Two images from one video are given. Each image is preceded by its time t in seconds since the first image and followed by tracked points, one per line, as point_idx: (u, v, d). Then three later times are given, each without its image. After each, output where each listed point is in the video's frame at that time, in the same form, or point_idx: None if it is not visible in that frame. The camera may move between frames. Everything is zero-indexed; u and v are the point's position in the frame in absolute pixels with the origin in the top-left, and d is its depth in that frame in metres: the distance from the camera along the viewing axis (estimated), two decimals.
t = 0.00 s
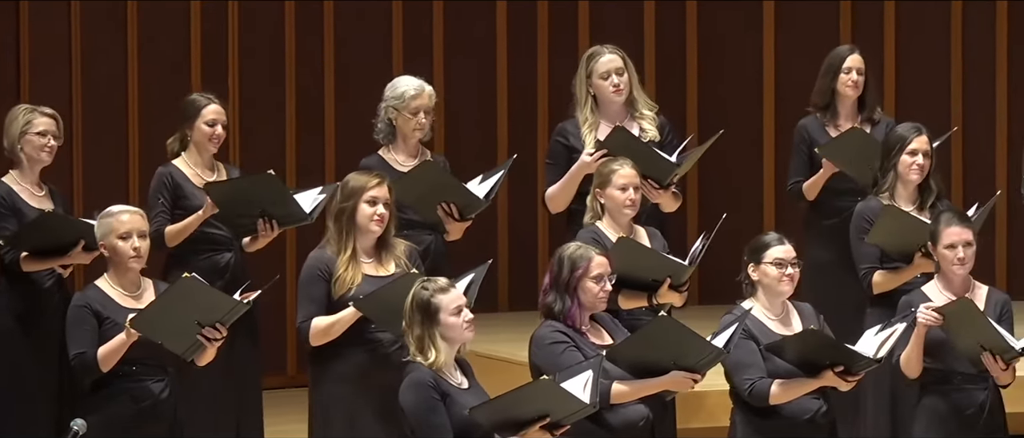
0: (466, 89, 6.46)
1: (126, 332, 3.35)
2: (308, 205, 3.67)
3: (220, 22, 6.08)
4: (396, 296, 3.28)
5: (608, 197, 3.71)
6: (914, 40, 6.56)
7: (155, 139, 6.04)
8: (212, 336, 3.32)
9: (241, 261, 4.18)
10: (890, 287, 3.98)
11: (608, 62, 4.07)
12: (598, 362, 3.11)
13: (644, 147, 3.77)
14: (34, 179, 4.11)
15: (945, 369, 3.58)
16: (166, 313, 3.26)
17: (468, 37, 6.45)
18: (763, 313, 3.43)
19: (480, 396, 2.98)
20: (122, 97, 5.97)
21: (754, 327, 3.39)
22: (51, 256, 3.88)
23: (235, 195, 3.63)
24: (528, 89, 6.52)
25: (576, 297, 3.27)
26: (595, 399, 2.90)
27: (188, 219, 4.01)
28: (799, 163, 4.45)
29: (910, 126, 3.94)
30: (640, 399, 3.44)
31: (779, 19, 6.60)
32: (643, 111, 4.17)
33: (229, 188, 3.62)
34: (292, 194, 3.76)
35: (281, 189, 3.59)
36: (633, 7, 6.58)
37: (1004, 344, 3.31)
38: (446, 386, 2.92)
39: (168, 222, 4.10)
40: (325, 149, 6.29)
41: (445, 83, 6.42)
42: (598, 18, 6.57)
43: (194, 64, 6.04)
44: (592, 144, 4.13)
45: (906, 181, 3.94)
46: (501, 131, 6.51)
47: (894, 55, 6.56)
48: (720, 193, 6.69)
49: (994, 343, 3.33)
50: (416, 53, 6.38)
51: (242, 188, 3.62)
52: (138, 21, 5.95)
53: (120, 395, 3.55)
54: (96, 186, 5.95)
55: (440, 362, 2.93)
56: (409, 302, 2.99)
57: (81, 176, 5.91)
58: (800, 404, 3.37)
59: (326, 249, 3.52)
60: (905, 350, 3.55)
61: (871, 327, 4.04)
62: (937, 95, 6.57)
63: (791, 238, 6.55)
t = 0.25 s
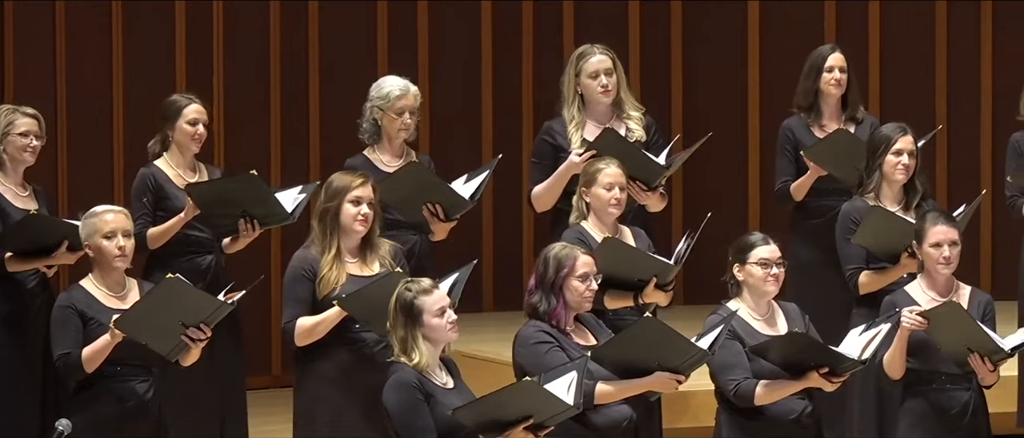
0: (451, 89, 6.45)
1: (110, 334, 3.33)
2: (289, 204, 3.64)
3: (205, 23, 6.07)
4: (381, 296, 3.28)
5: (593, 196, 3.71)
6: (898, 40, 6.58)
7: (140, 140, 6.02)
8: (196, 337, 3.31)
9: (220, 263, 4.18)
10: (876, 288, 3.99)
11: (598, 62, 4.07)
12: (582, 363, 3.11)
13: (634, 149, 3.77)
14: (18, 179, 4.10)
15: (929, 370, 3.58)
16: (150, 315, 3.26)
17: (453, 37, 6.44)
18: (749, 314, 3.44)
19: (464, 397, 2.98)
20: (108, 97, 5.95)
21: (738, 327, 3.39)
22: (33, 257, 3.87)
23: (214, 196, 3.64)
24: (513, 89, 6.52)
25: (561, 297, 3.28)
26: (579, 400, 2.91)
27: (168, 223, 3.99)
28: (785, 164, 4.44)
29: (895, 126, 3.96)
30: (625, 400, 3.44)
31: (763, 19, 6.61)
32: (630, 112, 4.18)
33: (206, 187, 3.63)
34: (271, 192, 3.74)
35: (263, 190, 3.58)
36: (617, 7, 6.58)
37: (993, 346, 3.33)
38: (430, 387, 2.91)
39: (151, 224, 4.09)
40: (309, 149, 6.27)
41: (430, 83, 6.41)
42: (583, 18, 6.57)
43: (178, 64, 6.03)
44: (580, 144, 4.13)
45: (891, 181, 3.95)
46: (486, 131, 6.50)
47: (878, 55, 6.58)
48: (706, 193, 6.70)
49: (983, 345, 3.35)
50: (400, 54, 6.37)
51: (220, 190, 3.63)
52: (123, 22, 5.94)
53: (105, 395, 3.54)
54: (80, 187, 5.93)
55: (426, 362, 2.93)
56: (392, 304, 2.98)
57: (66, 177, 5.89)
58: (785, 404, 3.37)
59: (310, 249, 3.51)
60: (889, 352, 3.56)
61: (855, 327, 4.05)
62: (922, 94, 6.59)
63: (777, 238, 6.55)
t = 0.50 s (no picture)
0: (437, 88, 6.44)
1: (94, 335, 3.32)
2: (272, 204, 3.65)
3: (189, 23, 6.05)
4: (365, 296, 3.28)
5: (577, 195, 3.71)
6: (883, 40, 6.59)
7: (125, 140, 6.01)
8: (180, 337, 3.31)
9: (204, 264, 4.18)
10: (861, 288, 3.99)
11: (587, 62, 4.07)
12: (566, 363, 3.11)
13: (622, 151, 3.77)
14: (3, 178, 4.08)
15: (912, 369, 3.59)
16: (135, 316, 3.25)
17: (438, 38, 6.44)
18: (733, 314, 3.44)
19: (449, 396, 2.97)
20: (92, 97, 5.94)
21: (722, 327, 3.40)
22: (19, 255, 3.83)
23: (196, 199, 3.64)
24: (497, 89, 6.52)
25: (547, 296, 3.27)
26: (561, 401, 2.90)
27: (151, 225, 3.97)
28: (771, 164, 4.44)
29: (880, 126, 3.96)
30: (608, 402, 3.44)
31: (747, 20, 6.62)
32: (617, 113, 4.17)
33: (188, 192, 3.64)
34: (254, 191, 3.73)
35: (246, 190, 3.57)
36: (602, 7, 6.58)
37: (980, 346, 3.34)
38: (413, 386, 2.91)
39: (134, 225, 4.07)
40: (294, 149, 6.26)
41: (415, 83, 6.40)
42: (567, 18, 6.57)
43: (163, 64, 6.02)
44: (567, 143, 4.12)
45: (876, 181, 3.96)
46: (471, 131, 6.49)
47: (863, 55, 6.59)
48: (691, 193, 6.70)
49: (970, 345, 3.37)
50: (384, 53, 6.36)
51: (203, 191, 3.62)
52: (107, 22, 5.93)
53: (89, 395, 3.53)
54: (65, 187, 5.92)
55: (410, 362, 2.92)
56: (377, 304, 2.97)
57: (50, 177, 5.88)
58: (769, 404, 3.37)
59: (295, 249, 3.51)
60: (871, 353, 3.57)
61: (840, 327, 4.06)
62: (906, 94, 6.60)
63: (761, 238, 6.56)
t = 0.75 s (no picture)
0: (421, 88, 6.43)
1: (78, 335, 3.32)
2: (258, 204, 3.64)
3: (172, 22, 6.04)
4: (350, 296, 3.28)
5: (560, 195, 3.71)
6: (867, 40, 6.60)
7: (108, 139, 6.00)
8: (164, 338, 3.31)
9: (195, 262, 4.18)
10: (845, 289, 4.00)
11: (576, 60, 4.07)
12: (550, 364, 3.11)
13: (606, 152, 3.77)
14: None
15: (894, 370, 3.60)
16: (119, 317, 3.24)
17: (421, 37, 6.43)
18: (716, 314, 3.45)
19: (432, 396, 2.97)
20: (75, 98, 5.93)
21: (706, 327, 3.40)
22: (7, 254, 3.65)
23: (182, 199, 3.64)
24: (481, 89, 6.51)
25: (532, 295, 3.27)
26: (543, 401, 2.92)
27: (140, 225, 3.95)
28: (756, 163, 4.44)
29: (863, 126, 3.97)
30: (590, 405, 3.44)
31: (730, 20, 6.63)
32: (604, 114, 4.18)
33: (174, 194, 3.64)
34: (238, 189, 3.72)
35: (227, 190, 3.57)
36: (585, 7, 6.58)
37: (964, 345, 3.34)
38: (397, 386, 2.90)
39: (123, 226, 4.04)
40: (277, 148, 6.25)
41: (399, 82, 6.40)
42: (550, 18, 6.56)
43: (147, 64, 6.01)
44: (553, 142, 4.12)
45: (860, 182, 3.96)
46: (455, 131, 6.48)
47: (846, 56, 6.61)
48: (675, 193, 6.70)
49: (954, 346, 3.36)
50: (367, 53, 6.35)
51: (193, 192, 3.61)
52: (90, 23, 5.93)
53: (73, 395, 3.52)
54: (48, 187, 5.90)
55: (394, 362, 2.91)
56: (361, 303, 2.96)
57: (33, 177, 5.86)
58: (753, 404, 3.37)
59: (278, 248, 3.50)
60: (853, 353, 3.58)
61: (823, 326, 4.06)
62: (889, 95, 6.62)
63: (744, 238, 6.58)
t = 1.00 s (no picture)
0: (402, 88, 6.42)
1: (59, 335, 3.30)
2: (245, 203, 3.63)
3: (152, 22, 6.04)
4: (333, 295, 3.27)
5: (539, 195, 3.71)
6: (847, 40, 6.61)
7: (87, 139, 6.02)
8: (145, 337, 3.28)
9: (187, 259, 4.17)
10: (824, 290, 4.01)
11: (560, 60, 4.06)
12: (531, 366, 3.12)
13: (587, 153, 3.78)
14: None
15: (872, 370, 3.61)
16: (99, 317, 3.23)
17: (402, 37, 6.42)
18: (696, 314, 3.45)
19: (413, 395, 2.96)
20: (54, 98, 5.96)
21: (686, 327, 3.40)
22: None
23: (170, 200, 3.62)
24: (461, 88, 6.50)
25: (512, 295, 3.26)
26: (524, 401, 2.91)
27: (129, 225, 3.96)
28: (739, 162, 4.45)
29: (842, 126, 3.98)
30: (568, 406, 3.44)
31: (710, 20, 6.64)
32: (587, 116, 4.17)
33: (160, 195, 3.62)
34: (225, 187, 3.70)
35: (206, 187, 3.55)
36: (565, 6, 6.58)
37: (944, 345, 3.33)
38: (378, 385, 2.91)
39: (111, 226, 4.05)
40: (258, 148, 6.24)
41: (380, 82, 6.39)
42: (530, 18, 6.56)
43: (126, 63, 6.02)
44: (534, 142, 4.12)
45: (840, 183, 3.98)
46: (434, 131, 6.48)
47: (826, 55, 6.62)
48: (655, 193, 6.71)
49: (934, 346, 3.37)
50: (346, 53, 6.35)
51: (180, 194, 3.59)
52: (70, 25, 5.96)
53: (54, 396, 3.51)
54: (27, 187, 5.93)
55: (376, 362, 2.91)
56: (343, 303, 2.96)
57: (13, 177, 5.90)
58: (732, 404, 3.38)
59: (258, 248, 3.50)
60: (831, 355, 3.59)
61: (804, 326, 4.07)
62: (869, 95, 6.64)
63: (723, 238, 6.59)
